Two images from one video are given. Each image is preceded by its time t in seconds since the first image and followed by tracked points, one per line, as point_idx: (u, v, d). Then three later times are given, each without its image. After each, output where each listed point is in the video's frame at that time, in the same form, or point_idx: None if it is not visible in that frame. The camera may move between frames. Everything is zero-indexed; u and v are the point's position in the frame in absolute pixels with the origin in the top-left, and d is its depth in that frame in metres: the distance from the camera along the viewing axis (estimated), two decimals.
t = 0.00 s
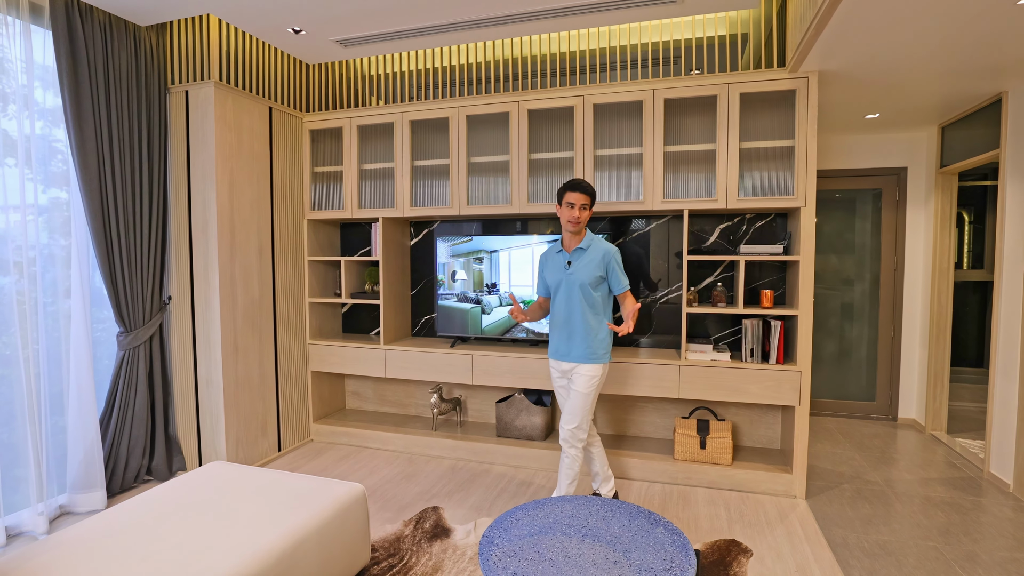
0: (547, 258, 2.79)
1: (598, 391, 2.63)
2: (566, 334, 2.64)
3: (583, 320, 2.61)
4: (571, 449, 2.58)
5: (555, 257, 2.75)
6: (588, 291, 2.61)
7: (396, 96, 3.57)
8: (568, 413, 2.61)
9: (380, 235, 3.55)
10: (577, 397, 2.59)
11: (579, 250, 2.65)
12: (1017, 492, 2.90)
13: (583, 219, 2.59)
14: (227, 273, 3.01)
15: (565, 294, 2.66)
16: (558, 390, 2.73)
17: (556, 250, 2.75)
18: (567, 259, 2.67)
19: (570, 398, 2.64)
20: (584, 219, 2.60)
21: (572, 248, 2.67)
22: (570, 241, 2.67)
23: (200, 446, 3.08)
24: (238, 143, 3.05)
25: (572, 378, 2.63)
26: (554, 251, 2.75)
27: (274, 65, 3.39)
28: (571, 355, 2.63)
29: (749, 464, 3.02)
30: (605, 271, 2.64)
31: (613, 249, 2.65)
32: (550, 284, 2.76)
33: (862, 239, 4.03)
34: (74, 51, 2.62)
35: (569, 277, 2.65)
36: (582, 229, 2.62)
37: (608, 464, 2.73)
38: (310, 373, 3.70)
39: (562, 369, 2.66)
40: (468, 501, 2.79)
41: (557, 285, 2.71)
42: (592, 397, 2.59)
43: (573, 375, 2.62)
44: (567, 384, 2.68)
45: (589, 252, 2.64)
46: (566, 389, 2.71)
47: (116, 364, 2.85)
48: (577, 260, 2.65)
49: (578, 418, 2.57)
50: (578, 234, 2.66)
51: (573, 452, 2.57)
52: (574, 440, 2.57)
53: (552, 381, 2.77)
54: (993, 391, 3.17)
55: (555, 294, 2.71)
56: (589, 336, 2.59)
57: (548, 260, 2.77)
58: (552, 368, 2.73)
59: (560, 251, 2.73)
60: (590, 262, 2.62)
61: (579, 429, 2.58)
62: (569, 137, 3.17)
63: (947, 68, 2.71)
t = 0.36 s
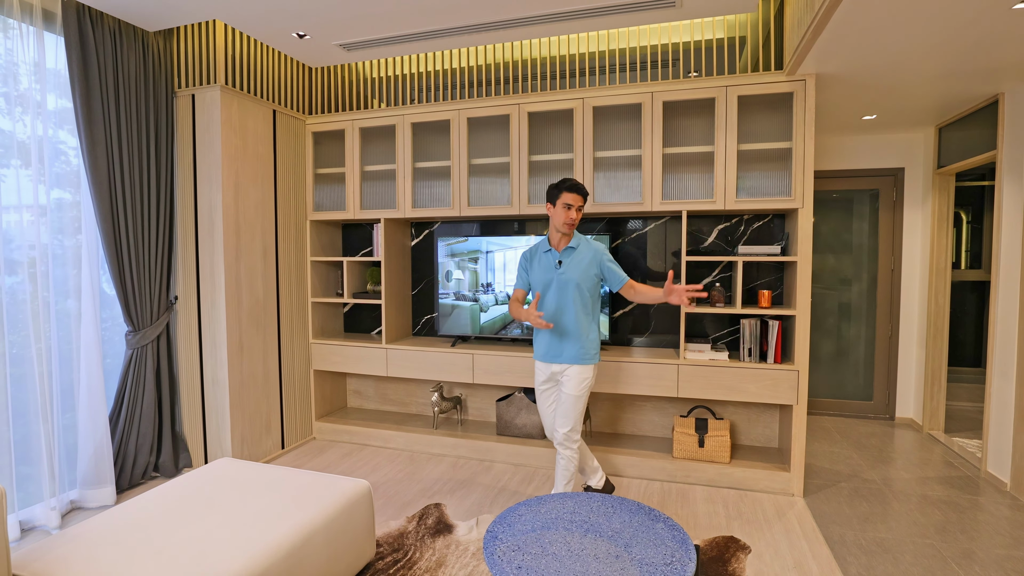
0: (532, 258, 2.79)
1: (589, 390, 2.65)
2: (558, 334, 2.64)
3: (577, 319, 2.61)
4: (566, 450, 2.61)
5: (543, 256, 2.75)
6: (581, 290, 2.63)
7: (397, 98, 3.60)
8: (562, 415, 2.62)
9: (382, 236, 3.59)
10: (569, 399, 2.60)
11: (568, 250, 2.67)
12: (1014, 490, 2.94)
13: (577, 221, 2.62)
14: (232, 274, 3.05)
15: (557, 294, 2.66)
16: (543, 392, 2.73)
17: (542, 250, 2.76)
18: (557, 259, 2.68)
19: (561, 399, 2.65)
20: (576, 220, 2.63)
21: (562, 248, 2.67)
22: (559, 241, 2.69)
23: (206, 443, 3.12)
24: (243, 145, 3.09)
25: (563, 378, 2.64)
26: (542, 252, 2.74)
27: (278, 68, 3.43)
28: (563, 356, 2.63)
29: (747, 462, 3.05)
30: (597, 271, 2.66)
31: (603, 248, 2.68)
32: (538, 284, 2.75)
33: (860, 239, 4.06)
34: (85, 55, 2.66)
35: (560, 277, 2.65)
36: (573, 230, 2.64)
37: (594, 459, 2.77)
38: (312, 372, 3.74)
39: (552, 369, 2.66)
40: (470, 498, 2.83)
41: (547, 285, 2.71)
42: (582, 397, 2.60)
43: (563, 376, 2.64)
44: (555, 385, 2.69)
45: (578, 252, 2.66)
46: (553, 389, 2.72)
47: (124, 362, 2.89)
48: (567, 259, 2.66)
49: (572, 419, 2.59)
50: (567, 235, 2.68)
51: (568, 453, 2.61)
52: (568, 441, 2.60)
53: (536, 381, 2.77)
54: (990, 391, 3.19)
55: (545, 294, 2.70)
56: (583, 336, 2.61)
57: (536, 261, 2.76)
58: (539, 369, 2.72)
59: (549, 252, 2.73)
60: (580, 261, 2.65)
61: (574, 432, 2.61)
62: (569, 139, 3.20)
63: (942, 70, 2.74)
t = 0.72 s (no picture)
0: (526, 254, 2.70)
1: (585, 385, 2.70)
2: (563, 328, 2.61)
3: (581, 314, 2.61)
4: (569, 447, 2.63)
5: (540, 254, 2.70)
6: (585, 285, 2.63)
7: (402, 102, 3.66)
8: (563, 413, 2.62)
9: (386, 237, 3.65)
10: (569, 398, 2.61)
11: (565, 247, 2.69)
12: (1014, 489, 2.96)
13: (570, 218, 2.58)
14: (242, 274, 3.11)
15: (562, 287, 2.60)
16: (530, 391, 2.68)
17: (538, 248, 2.70)
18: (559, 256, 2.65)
19: (558, 397, 2.65)
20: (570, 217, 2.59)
21: (559, 245, 2.68)
22: (553, 238, 2.66)
23: (216, 440, 3.18)
24: (252, 148, 3.15)
25: (560, 375, 2.63)
26: (538, 249, 2.69)
27: (285, 73, 3.49)
28: (566, 350, 2.61)
29: (747, 460, 3.09)
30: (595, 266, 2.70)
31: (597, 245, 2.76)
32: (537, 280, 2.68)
33: (861, 239, 4.09)
34: (102, 60, 2.73)
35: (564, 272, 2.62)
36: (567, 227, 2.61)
37: (552, 457, 2.77)
38: (318, 370, 3.79)
39: (549, 368, 2.64)
40: (474, 494, 2.88)
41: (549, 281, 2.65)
42: (581, 396, 2.62)
43: (562, 374, 2.63)
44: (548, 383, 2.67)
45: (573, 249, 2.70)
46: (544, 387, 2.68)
47: (139, 360, 2.96)
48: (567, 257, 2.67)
49: (575, 417, 2.61)
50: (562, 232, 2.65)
51: (570, 450, 2.63)
52: (571, 439, 2.62)
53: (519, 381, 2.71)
54: (991, 390, 3.22)
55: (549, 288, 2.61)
56: (587, 329, 2.62)
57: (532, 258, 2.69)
58: (533, 368, 2.67)
59: (546, 249, 2.69)
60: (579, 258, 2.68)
61: (575, 430, 2.63)
62: (571, 142, 3.25)
63: (940, 73, 2.78)
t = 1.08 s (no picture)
0: (523, 253, 2.76)
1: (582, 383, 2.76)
2: (561, 327, 2.66)
3: (578, 313, 2.67)
4: (570, 444, 2.67)
5: (537, 254, 2.74)
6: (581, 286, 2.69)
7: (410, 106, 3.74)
8: (563, 410, 2.69)
9: (395, 238, 3.72)
10: (569, 395, 2.68)
11: (561, 248, 2.74)
12: (1014, 487, 3.01)
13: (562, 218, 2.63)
14: (255, 274, 3.19)
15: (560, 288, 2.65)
16: (528, 389, 2.74)
17: (535, 248, 2.75)
18: (555, 257, 2.71)
19: (556, 394, 2.71)
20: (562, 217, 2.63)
21: (556, 246, 2.73)
22: (549, 238, 2.73)
23: (229, 435, 3.26)
24: (265, 152, 3.23)
25: (557, 373, 2.70)
26: (535, 250, 2.74)
27: (296, 77, 3.57)
28: (564, 349, 2.66)
29: (750, 457, 3.14)
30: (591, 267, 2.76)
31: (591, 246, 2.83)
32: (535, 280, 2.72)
33: (862, 240, 4.15)
34: (123, 68, 2.82)
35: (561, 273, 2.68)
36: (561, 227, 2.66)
37: (532, 462, 2.74)
38: (328, 368, 3.87)
39: (546, 365, 2.70)
40: (481, 489, 2.95)
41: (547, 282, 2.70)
42: (580, 393, 2.70)
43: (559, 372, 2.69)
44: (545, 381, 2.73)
45: (569, 250, 2.76)
46: (540, 385, 2.74)
47: (157, 356, 3.05)
48: (564, 257, 2.73)
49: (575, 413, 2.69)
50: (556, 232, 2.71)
51: (571, 447, 2.67)
52: (571, 436, 2.67)
53: (518, 379, 2.77)
54: (991, 389, 3.26)
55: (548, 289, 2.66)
56: (583, 328, 2.68)
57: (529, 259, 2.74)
58: (530, 365, 2.72)
59: (543, 250, 2.74)
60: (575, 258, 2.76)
61: (574, 428, 2.69)
62: (576, 144, 3.31)
63: (940, 76, 2.83)
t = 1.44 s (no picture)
0: (520, 254, 2.81)
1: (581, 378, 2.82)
2: (556, 325, 2.71)
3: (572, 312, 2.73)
4: (575, 438, 2.73)
5: (534, 255, 2.79)
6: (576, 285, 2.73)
7: (420, 108, 3.80)
8: (564, 404, 2.74)
9: (405, 239, 3.78)
10: (568, 389, 2.73)
11: (556, 248, 2.78)
12: (1019, 485, 3.04)
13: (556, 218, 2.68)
14: (270, 274, 3.26)
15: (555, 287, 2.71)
16: (529, 386, 2.79)
17: (532, 248, 2.80)
18: (551, 257, 2.76)
19: (557, 390, 2.77)
20: (556, 218, 2.68)
21: (551, 247, 2.78)
22: (545, 239, 2.77)
23: (244, 432, 3.33)
24: (279, 155, 3.31)
25: (555, 369, 2.75)
26: (531, 251, 2.79)
27: (309, 81, 3.64)
28: (559, 346, 2.72)
29: (755, 454, 3.19)
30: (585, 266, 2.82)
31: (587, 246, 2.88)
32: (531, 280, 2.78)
33: (867, 240, 4.18)
34: (143, 73, 2.90)
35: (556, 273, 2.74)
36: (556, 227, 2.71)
37: (540, 456, 2.80)
38: (339, 366, 3.94)
39: (544, 362, 2.76)
40: (491, 484, 3.01)
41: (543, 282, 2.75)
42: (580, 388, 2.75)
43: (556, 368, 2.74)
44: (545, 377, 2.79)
45: (565, 249, 2.81)
46: (540, 382, 2.80)
47: (175, 354, 3.12)
48: (559, 257, 2.78)
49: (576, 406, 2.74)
50: (552, 233, 2.76)
51: (576, 440, 2.73)
52: (575, 430, 2.72)
53: (519, 377, 2.83)
54: (996, 388, 3.29)
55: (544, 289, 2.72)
56: (578, 325, 2.73)
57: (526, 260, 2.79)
58: (528, 363, 2.78)
59: (539, 250, 2.79)
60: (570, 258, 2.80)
61: (577, 421, 2.75)
62: (584, 147, 3.37)
63: (945, 78, 2.87)
